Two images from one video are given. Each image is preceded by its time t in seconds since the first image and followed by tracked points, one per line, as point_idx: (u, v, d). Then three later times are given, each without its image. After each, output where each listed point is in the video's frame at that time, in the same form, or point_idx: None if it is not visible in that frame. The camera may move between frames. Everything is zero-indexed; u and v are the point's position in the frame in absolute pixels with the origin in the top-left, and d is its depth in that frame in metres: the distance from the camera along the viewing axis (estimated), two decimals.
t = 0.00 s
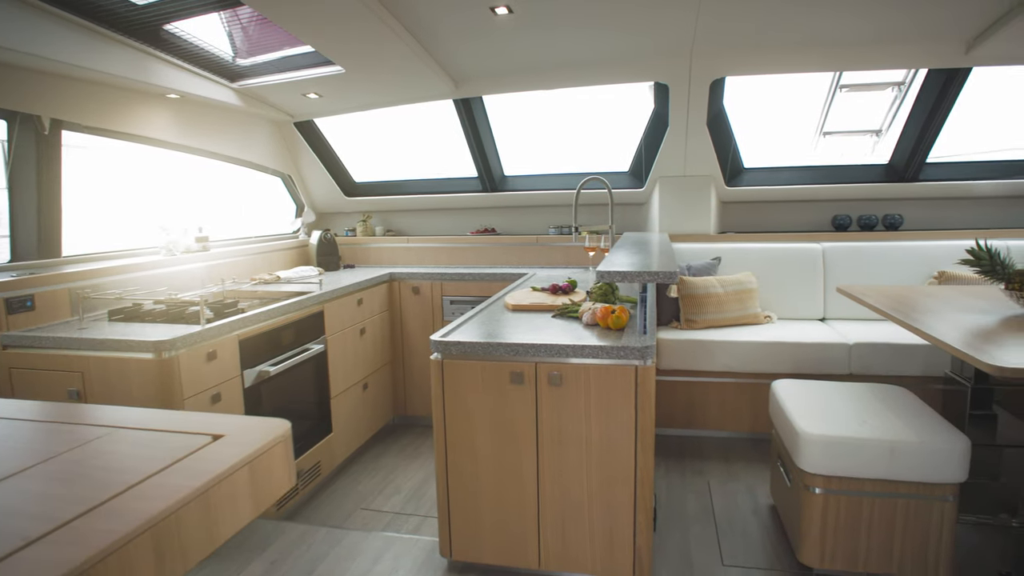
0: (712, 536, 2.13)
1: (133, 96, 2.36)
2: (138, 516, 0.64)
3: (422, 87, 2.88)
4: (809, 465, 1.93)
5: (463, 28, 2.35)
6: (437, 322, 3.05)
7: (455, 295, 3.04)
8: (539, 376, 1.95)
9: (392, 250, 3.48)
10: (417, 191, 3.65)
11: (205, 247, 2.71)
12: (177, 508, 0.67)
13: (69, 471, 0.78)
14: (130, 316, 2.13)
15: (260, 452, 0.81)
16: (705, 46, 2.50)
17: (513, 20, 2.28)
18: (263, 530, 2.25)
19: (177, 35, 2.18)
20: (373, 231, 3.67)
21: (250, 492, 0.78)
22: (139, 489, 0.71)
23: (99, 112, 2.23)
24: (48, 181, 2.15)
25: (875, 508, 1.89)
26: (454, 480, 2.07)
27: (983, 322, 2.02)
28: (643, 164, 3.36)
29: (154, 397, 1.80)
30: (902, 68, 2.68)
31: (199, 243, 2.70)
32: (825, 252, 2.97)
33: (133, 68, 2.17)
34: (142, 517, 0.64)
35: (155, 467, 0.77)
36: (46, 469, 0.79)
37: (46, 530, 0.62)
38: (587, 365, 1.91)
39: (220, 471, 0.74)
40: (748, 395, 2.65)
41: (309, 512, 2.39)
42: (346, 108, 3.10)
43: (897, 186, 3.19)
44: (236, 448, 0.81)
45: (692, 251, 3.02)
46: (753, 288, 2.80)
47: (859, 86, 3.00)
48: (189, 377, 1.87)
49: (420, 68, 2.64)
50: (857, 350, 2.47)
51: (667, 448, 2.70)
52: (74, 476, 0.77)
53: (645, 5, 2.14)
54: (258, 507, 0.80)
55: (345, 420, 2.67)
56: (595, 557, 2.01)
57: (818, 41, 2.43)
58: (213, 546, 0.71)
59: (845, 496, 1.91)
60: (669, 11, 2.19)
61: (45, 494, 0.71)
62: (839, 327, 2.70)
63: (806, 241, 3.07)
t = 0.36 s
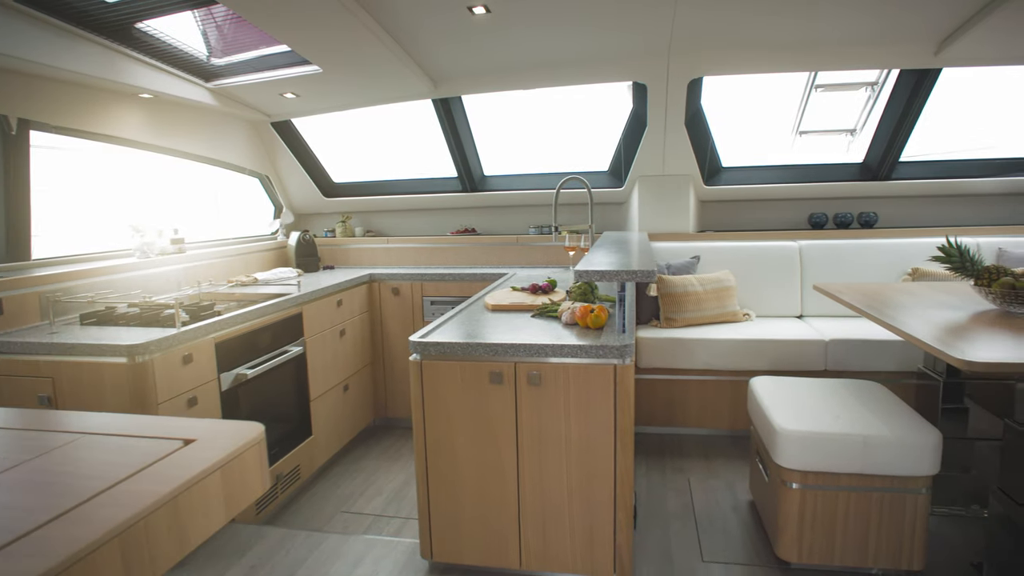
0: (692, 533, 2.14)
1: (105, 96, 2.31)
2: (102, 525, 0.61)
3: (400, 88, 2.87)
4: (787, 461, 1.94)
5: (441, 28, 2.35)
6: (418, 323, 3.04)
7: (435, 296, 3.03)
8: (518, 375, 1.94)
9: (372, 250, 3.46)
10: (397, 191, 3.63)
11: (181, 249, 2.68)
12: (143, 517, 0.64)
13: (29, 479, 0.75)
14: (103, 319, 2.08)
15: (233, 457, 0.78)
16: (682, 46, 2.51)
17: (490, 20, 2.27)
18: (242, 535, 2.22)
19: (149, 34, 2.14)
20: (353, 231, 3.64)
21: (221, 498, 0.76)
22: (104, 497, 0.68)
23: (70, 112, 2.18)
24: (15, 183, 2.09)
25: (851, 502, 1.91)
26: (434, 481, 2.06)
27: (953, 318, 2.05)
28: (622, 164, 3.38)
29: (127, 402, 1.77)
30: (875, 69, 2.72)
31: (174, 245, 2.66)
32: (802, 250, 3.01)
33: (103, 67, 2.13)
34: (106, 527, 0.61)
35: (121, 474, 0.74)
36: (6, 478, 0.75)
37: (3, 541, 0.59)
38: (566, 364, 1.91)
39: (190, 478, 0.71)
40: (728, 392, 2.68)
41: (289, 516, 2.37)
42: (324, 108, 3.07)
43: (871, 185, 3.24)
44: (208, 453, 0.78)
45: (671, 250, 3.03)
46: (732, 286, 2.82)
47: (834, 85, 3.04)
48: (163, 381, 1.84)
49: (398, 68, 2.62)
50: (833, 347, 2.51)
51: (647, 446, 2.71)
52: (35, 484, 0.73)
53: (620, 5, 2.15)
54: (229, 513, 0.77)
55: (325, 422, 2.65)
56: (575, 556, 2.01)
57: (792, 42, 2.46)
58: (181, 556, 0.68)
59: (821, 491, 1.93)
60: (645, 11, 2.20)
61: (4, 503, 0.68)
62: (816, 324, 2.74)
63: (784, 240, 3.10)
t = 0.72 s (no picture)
0: (670, 531, 2.16)
1: (75, 93, 2.26)
2: (51, 540, 0.57)
3: (377, 87, 2.85)
4: (761, 458, 1.96)
5: (418, 28, 2.34)
6: (396, 323, 3.03)
7: (414, 296, 3.02)
8: (495, 375, 1.94)
9: (351, 251, 3.44)
10: (377, 191, 3.62)
11: (154, 250, 2.64)
12: (100, 527, 0.61)
13: None
14: (74, 320, 2.04)
15: (200, 461, 0.74)
16: (659, 48, 2.53)
17: (468, 20, 2.27)
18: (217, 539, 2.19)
19: (120, 31, 2.10)
20: (331, 232, 3.60)
21: (186, 504, 0.72)
22: (60, 504, 0.64)
23: (40, 110, 2.13)
24: None
25: (823, 498, 1.94)
26: (411, 482, 2.05)
27: (923, 316, 2.09)
28: (601, 164, 3.40)
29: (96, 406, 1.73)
30: (848, 71, 2.77)
31: (148, 246, 2.62)
32: (777, 250, 3.05)
33: (72, 63, 2.08)
34: (58, 538, 0.57)
35: (81, 481, 0.70)
36: None
37: None
38: (542, 364, 1.92)
39: (152, 483, 0.68)
40: (704, 391, 2.71)
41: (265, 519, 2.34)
42: (301, 107, 3.05)
43: (844, 186, 3.29)
44: (174, 457, 0.74)
45: (649, 250, 3.05)
46: (709, 286, 2.85)
47: (808, 87, 3.08)
48: (135, 384, 1.80)
49: (376, 68, 2.61)
50: (807, 345, 2.54)
51: (626, 445, 2.72)
52: None
53: (596, 6, 2.16)
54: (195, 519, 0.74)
55: (302, 424, 2.62)
56: (553, 556, 2.01)
57: (767, 44, 2.49)
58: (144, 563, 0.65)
59: (795, 488, 1.95)
60: (623, 11, 2.21)
61: None
62: (791, 323, 2.78)
63: (760, 239, 3.14)
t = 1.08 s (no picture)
0: (645, 529, 2.17)
1: (41, 89, 2.21)
2: None
3: (352, 85, 2.83)
4: (733, 455, 1.98)
5: (393, 27, 2.33)
6: (373, 323, 3.01)
7: (391, 296, 3.01)
8: (469, 375, 1.94)
9: (327, 250, 3.41)
10: (354, 190, 3.60)
11: (125, 250, 2.61)
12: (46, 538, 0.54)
13: None
14: (38, 321, 1.97)
15: (168, 461, 0.67)
16: (634, 48, 2.55)
17: (443, 19, 2.27)
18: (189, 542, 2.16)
19: (87, 25, 2.05)
20: (307, 231, 3.58)
21: (152, 507, 0.65)
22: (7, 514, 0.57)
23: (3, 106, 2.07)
24: None
25: (794, 493, 1.97)
26: (385, 483, 2.05)
27: (891, 314, 2.13)
28: (577, 164, 3.42)
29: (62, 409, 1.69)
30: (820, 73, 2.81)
31: (119, 246, 2.59)
32: (751, 249, 3.08)
33: (36, 57, 2.03)
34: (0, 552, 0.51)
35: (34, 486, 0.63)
36: None
37: None
38: (516, 363, 1.92)
39: (112, 487, 0.61)
40: (679, 389, 2.73)
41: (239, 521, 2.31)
42: (276, 104, 3.01)
43: (817, 186, 3.34)
44: (139, 458, 0.67)
45: (625, 249, 3.07)
46: (684, 284, 2.88)
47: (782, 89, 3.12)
48: (103, 386, 1.77)
49: (350, 66, 2.60)
50: (780, 343, 2.58)
51: (602, 443, 2.74)
52: None
53: (571, 5, 2.16)
54: (162, 524, 0.67)
55: (277, 425, 2.60)
56: (528, 554, 2.01)
57: (741, 45, 2.52)
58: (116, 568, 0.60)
59: (766, 484, 1.98)
60: (598, 10, 2.22)
61: None
62: (763, 321, 2.81)
63: (735, 239, 3.18)
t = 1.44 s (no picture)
0: (618, 528, 2.19)
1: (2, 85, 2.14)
2: None
3: (324, 85, 2.80)
4: (704, 453, 2.01)
5: (366, 27, 2.32)
6: (347, 325, 2.99)
7: (365, 297, 2.99)
8: (441, 375, 1.94)
9: (301, 250, 3.38)
10: (330, 190, 3.58)
11: (92, 250, 2.55)
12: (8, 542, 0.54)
13: None
14: None
15: (128, 468, 0.67)
16: (607, 50, 2.58)
17: (417, 19, 2.27)
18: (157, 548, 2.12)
19: (50, 19, 2.01)
20: (280, 231, 3.54)
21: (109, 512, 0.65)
22: None
23: None
24: None
25: (762, 490, 2.00)
26: (357, 485, 2.04)
27: (857, 314, 2.18)
28: (552, 165, 3.43)
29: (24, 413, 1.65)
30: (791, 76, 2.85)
31: (85, 246, 2.53)
32: (724, 250, 3.13)
33: None
34: None
35: None
36: None
37: None
38: (488, 364, 1.92)
39: (73, 491, 0.60)
40: (652, 388, 2.76)
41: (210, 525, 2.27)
42: (249, 103, 2.98)
43: (788, 187, 3.40)
44: (98, 463, 0.66)
45: (600, 250, 3.10)
46: (658, 285, 2.91)
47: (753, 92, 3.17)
48: (67, 389, 1.72)
49: (324, 66, 2.58)
50: (751, 342, 2.62)
51: (577, 443, 2.75)
52: None
53: (543, 6, 2.17)
54: (117, 532, 0.66)
55: (249, 428, 2.57)
56: (501, 555, 2.02)
57: (712, 49, 2.56)
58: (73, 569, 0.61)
59: (735, 481, 2.00)
60: (571, 12, 2.23)
61: None
62: (734, 321, 2.86)
63: (708, 239, 3.22)
